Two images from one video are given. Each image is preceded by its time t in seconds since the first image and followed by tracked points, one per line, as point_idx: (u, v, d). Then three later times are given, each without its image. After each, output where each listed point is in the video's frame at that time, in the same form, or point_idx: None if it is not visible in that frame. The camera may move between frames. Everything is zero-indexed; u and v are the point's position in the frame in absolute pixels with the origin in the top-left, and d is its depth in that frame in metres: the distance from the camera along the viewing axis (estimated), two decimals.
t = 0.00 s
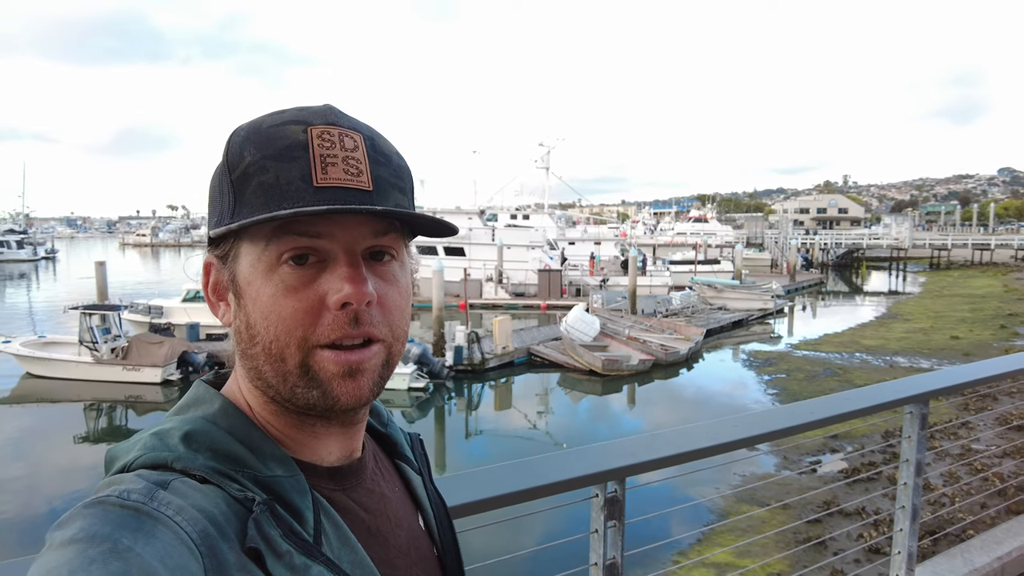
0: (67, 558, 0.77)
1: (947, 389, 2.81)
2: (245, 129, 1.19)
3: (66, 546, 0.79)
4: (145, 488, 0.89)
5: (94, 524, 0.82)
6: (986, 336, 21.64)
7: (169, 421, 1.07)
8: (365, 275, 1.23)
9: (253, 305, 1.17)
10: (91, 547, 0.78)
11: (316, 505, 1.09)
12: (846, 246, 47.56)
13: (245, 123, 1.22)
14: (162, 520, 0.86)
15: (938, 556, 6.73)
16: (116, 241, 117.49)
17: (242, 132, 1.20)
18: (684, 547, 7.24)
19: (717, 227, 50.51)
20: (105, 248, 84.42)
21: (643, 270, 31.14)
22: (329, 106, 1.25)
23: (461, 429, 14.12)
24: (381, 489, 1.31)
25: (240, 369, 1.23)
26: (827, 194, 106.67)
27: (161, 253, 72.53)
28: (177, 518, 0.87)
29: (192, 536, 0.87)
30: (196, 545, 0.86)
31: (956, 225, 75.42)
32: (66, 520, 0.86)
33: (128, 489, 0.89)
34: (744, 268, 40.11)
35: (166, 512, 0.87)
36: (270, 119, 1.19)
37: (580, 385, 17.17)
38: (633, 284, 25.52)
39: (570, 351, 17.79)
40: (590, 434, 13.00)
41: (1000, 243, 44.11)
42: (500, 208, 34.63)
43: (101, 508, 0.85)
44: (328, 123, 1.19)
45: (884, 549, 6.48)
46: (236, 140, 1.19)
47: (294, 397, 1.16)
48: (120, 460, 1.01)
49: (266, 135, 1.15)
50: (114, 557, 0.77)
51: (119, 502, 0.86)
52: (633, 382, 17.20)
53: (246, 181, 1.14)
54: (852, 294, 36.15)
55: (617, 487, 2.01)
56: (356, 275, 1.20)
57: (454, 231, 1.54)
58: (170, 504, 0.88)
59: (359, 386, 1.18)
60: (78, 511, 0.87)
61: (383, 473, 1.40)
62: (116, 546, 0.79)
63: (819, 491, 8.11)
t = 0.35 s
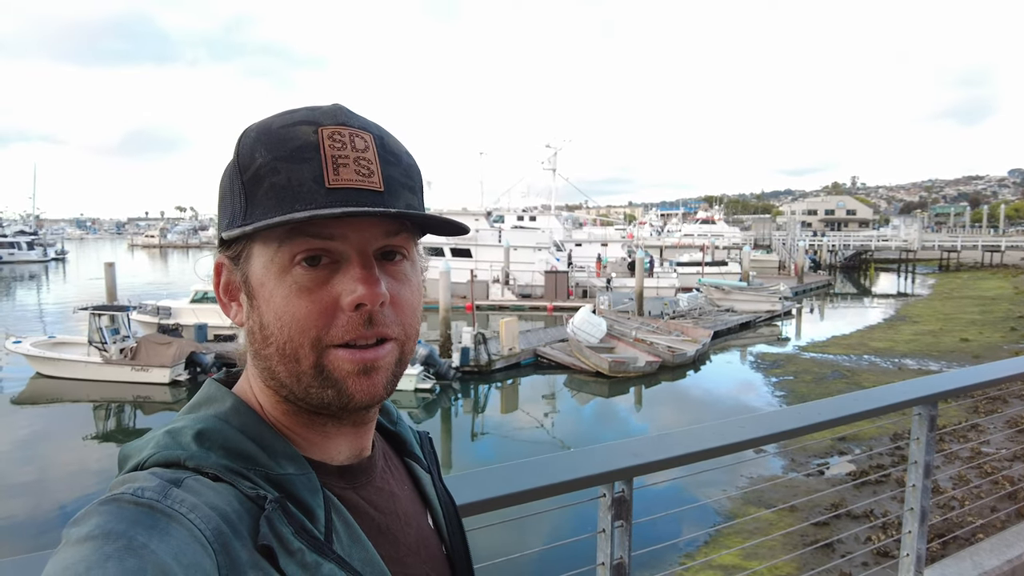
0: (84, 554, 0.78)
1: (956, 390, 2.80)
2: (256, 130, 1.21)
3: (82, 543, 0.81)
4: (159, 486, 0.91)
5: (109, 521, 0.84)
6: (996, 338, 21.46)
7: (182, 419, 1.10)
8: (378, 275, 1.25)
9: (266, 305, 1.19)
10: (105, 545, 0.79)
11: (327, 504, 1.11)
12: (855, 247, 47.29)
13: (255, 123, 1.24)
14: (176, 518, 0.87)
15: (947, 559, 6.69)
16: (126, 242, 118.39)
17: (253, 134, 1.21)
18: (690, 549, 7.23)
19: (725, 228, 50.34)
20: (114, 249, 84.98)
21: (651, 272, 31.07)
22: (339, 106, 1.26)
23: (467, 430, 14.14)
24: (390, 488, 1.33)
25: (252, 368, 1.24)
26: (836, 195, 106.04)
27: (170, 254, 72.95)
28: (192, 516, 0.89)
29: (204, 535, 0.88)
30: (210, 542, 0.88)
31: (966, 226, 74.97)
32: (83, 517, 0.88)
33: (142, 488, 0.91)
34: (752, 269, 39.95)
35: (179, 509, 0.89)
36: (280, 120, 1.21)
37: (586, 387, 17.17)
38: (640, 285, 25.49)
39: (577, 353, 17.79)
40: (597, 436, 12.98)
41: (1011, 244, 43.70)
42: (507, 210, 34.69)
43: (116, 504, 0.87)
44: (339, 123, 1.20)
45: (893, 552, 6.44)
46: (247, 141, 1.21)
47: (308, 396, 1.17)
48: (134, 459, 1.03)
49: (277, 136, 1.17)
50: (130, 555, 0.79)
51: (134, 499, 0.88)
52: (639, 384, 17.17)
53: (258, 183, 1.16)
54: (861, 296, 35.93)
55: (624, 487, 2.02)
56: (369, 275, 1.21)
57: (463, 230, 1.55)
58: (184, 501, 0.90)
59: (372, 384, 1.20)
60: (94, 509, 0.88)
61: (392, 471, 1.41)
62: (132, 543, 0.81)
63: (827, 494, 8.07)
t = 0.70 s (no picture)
0: (103, 566, 0.80)
1: (960, 394, 2.79)
2: (251, 144, 1.22)
3: (102, 555, 0.83)
4: (175, 496, 0.93)
5: (127, 532, 0.85)
6: (1001, 341, 21.36)
7: (193, 430, 1.11)
8: (384, 283, 1.25)
9: (273, 318, 1.19)
10: (124, 557, 0.81)
11: (340, 509, 1.12)
12: (859, 249, 47.18)
13: (250, 135, 1.25)
14: (194, 529, 0.89)
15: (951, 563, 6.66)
16: (130, 244, 118.76)
17: (248, 147, 1.22)
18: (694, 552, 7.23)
19: (729, 230, 50.25)
20: (119, 250, 85.24)
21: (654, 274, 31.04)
22: (331, 114, 1.27)
23: (470, 432, 14.14)
24: (402, 492, 1.34)
25: (260, 379, 1.25)
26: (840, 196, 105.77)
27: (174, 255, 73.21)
28: (208, 526, 0.90)
29: (221, 542, 0.89)
30: (227, 552, 0.89)
31: (971, 229, 74.61)
32: (99, 530, 0.89)
33: (157, 498, 0.92)
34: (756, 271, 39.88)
35: (196, 520, 0.90)
36: (274, 132, 1.22)
37: (590, 390, 17.16)
38: (643, 287, 25.47)
39: (580, 355, 17.78)
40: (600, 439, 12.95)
41: (1015, 247, 43.52)
42: (510, 212, 34.73)
43: (133, 517, 0.88)
44: (334, 132, 1.21)
45: (896, 556, 6.42)
46: (243, 154, 1.21)
47: (319, 406, 1.19)
48: (147, 472, 1.05)
49: (273, 148, 1.18)
50: (149, 565, 0.80)
51: (150, 511, 0.89)
52: (643, 386, 17.16)
53: (258, 197, 1.17)
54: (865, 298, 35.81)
55: (628, 491, 2.03)
56: (376, 284, 1.23)
57: (466, 233, 1.56)
58: (199, 513, 0.91)
59: (385, 391, 1.21)
60: (110, 521, 0.90)
61: (403, 475, 1.42)
62: (150, 554, 0.82)
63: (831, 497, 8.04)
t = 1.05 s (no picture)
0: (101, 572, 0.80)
1: (965, 398, 2.77)
2: (253, 150, 1.21)
3: (100, 562, 0.82)
4: (174, 501, 0.92)
5: (126, 539, 0.85)
6: (1008, 343, 21.23)
7: (194, 436, 1.10)
8: (395, 287, 1.26)
9: (282, 324, 1.18)
10: (122, 563, 0.80)
11: (342, 511, 1.12)
12: (864, 251, 46.97)
13: (251, 141, 1.24)
14: (192, 533, 0.88)
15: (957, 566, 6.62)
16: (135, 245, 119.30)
17: (250, 153, 1.21)
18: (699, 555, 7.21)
19: (733, 232, 50.13)
20: (124, 252, 85.58)
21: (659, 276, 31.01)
22: (333, 118, 1.27)
23: (474, 434, 14.14)
24: (404, 493, 1.34)
25: (263, 383, 1.25)
26: (845, 198, 105.31)
27: (180, 258, 73.41)
28: (206, 530, 0.90)
29: (220, 545, 0.89)
30: (225, 554, 0.89)
31: (977, 230, 74.30)
32: (100, 537, 0.89)
33: (156, 504, 0.92)
34: (761, 273, 39.78)
35: (195, 524, 0.90)
36: (277, 137, 1.21)
37: (594, 392, 17.13)
38: (648, 289, 25.43)
39: (585, 357, 17.75)
40: (604, 441, 12.92)
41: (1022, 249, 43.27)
42: (514, 214, 34.74)
43: (131, 523, 0.88)
44: (339, 138, 1.22)
45: (902, 560, 6.37)
46: (245, 160, 1.20)
47: (329, 411, 1.18)
48: (147, 479, 1.04)
49: (276, 154, 1.17)
50: (147, 570, 0.80)
51: (149, 516, 0.89)
52: (647, 388, 17.10)
53: (264, 205, 1.16)
54: (871, 300, 35.66)
55: (630, 495, 2.02)
56: (387, 289, 1.22)
57: (470, 235, 1.56)
58: (198, 516, 0.91)
59: (397, 394, 1.22)
60: (111, 527, 0.89)
61: (405, 475, 1.42)
62: (147, 560, 0.82)
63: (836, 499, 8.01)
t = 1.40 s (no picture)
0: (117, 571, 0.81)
1: (974, 401, 2.75)
2: (260, 153, 1.22)
3: (115, 561, 0.84)
4: (187, 502, 0.93)
5: (141, 537, 0.86)
6: (1016, 345, 21.12)
7: (207, 437, 1.12)
8: (401, 290, 1.26)
9: (289, 326, 1.19)
10: (138, 561, 0.82)
11: (353, 513, 1.13)
12: (870, 253, 46.77)
13: (260, 144, 1.26)
14: (206, 533, 0.90)
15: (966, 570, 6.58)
16: (141, 247, 119.86)
17: (258, 156, 1.22)
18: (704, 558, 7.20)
19: (739, 233, 50.01)
20: (130, 253, 85.88)
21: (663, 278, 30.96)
22: (340, 121, 1.28)
23: (479, 435, 14.15)
24: (415, 496, 1.34)
25: (273, 385, 1.26)
26: (850, 199, 104.89)
27: (185, 258, 73.71)
28: (220, 531, 0.91)
29: (233, 546, 0.90)
30: (239, 555, 0.90)
31: (983, 232, 74.07)
32: (116, 535, 0.90)
33: (170, 505, 0.93)
34: (766, 275, 39.69)
35: (209, 524, 0.91)
36: (284, 141, 1.22)
37: (599, 394, 17.11)
38: (653, 290, 25.40)
39: (589, 358, 17.73)
40: (609, 444, 12.89)
41: None
42: (518, 215, 34.76)
43: (146, 522, 0.89)
44: (345, 141, 1.23)
45: (909, 563, 6.32)
46: (253, 163, 1.22)
47: (335, 412, 1.19)
48: (161, 478, 1.05)
49: (283, 157, 1.18)
50: (162, 570, 0.81)
51: (163, 516, 0.90)
52: (652, 390, 17.07)
53: (271, 208, 1.18)
54: (877, 302, 35.49)
55: (636, 498, 2.02)
56: (393, 291, 1.23)
57: (477, 237, 1.57)
58: (212, 516, 0.92)
59: (402, 396, 1.23)
60: (125, 527, 0.91)
61: (416, 478, 1.43)
62: (162, 559, 0.83)
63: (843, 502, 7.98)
